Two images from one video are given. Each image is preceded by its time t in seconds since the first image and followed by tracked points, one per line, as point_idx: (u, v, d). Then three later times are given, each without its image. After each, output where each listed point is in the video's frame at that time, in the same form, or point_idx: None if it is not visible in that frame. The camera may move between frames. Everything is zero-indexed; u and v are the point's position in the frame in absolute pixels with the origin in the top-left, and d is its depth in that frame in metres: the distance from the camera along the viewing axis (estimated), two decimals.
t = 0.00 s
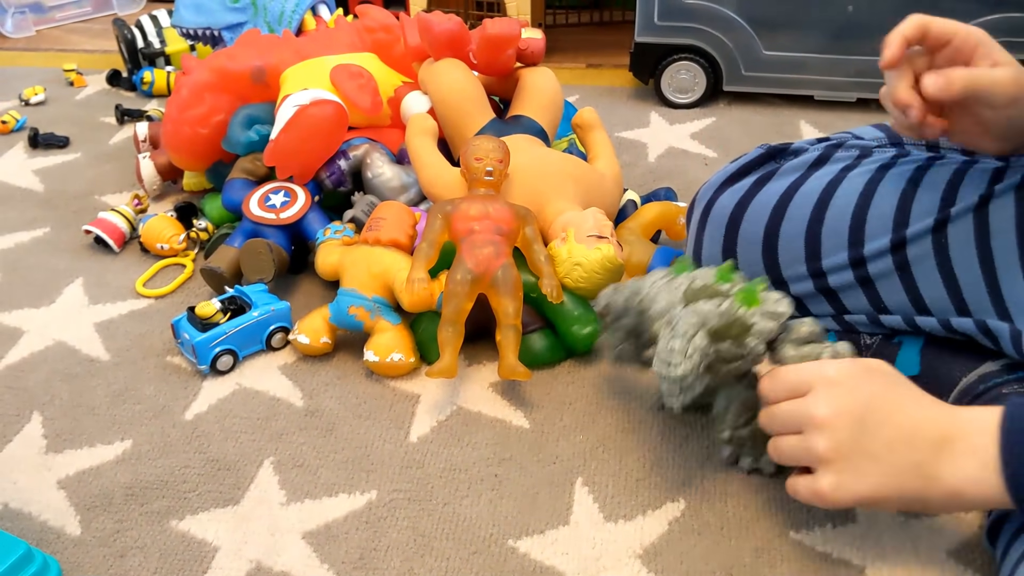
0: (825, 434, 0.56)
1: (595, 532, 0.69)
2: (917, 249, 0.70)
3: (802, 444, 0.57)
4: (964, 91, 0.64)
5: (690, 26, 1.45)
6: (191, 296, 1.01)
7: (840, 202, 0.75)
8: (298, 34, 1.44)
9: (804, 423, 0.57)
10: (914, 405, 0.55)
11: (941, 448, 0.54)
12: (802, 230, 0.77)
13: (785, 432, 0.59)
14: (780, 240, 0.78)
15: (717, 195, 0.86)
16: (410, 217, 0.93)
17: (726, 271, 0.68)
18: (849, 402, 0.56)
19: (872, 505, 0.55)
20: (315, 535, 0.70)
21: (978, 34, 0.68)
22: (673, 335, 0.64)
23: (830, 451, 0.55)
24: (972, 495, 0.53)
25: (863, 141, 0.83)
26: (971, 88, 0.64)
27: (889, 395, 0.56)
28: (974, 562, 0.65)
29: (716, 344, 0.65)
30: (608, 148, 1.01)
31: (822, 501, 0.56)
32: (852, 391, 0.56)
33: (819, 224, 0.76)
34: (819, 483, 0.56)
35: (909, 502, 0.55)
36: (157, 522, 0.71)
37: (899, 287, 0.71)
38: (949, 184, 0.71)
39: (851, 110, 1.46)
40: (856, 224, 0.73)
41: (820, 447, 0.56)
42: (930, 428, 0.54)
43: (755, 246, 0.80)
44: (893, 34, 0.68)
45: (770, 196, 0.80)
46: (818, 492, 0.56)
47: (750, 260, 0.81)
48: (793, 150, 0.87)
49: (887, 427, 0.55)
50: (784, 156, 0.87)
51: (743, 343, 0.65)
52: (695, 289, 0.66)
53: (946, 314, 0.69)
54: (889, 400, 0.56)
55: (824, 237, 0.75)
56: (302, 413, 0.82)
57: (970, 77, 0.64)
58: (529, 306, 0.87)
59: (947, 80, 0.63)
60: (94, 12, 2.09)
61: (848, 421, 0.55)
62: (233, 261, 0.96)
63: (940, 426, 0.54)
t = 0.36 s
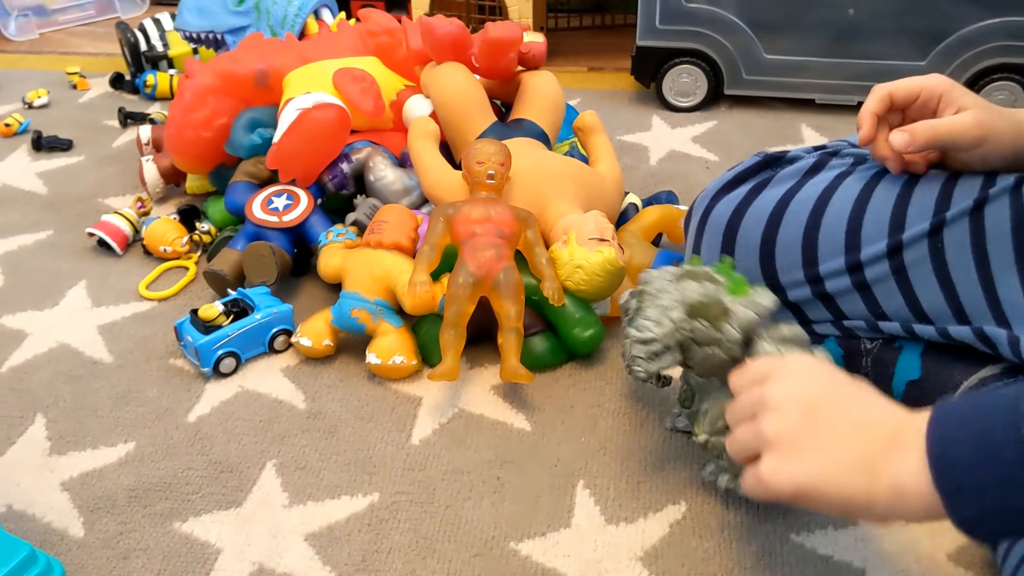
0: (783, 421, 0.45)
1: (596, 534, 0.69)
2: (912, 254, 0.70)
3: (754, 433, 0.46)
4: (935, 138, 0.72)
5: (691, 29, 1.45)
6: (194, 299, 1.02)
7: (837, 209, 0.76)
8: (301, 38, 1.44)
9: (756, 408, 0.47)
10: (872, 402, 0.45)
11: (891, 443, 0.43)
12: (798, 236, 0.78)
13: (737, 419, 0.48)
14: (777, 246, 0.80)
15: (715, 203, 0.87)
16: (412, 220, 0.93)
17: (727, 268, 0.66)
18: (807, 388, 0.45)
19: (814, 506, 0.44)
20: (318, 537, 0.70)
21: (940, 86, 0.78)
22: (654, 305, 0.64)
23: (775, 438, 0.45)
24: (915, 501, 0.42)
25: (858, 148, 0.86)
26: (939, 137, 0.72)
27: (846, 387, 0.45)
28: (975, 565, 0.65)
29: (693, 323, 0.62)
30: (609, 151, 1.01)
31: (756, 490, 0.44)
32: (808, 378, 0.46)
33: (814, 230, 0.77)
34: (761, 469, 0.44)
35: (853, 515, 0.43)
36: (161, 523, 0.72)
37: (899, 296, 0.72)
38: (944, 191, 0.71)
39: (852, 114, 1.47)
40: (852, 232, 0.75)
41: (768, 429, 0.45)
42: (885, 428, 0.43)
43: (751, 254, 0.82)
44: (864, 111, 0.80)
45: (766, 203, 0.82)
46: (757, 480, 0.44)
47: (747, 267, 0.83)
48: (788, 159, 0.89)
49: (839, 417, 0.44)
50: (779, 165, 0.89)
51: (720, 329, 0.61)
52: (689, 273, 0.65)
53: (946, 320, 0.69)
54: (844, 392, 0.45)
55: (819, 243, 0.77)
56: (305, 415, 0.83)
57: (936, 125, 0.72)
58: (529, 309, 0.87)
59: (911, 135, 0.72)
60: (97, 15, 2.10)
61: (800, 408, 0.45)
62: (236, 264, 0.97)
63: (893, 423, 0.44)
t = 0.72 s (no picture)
0: (602, 423, 0.44)
1: (598, 539, 0.69)
2: (911, 257, 0.74)
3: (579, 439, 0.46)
4: (931, 140, 0.73)
5: (693, 33, 1.45)
6: (196, 302, 1.02)
7: (835, 215, 0.79)
8: (304, 42, 1.44)
9: (575, 410, 0.46)
10: (701, 376, 0.44)
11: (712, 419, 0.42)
12: (795, 242, 0.81)
13: (561, 419, 0.47)
14: (776, 252, 0.82)
15: (714, 208, 0.88)
16: (414, 223, 0.94)
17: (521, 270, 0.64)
18: (618, 381, 0.45)
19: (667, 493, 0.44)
20: (319, 540, 0.70)
21: (936, 92, 0.79)
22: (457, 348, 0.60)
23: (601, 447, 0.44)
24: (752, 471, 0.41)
25: (857, 154, 0.87)
26: (933, 141, 0.74)
27: (660, 367, 0.45)
28: (977, 570, 0.65)
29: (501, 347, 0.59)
30: (612, 155, 1.01)
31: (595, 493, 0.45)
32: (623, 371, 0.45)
33: (814, 235, 0.79)
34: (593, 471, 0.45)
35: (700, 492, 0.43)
36: (162, 527, 0.72)
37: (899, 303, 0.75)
38: (942, 196, 0.74)
39: (855, 118, 1.47)
40: (851, 236, 0.77)
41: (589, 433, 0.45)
42: (705, 402, 0.43)
43: (750, 259, 0.83)
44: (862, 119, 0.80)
45: (764, 209, 0.83)
46: (593, 484, 0.45)
47: (746, 273, 0.83)
48: (788, 165, 0.89)
49: (657, 402, 0.44)
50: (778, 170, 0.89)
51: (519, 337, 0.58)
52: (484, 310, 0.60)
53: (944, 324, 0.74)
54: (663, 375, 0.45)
55: (818, 248, 0.79)
56: (306, 419, 0.83)
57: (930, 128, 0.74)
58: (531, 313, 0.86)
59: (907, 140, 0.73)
60: (100, 18, 2.11)
61: (613, 403, 0.44)
62: (237, 268, 0.97)
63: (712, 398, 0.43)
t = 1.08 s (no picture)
0: (640, 483, 0.46)
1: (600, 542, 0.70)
2: (910, 267, 0.74)
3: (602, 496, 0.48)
4: (921, 154, 0.73)
5: (695, 37, 1.46)
6: (198, 305, 1.02)
7: (833, 223, 0.79)
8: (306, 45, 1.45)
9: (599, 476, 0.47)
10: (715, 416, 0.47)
11: (744, 462, 0.46)
12: (795, 249, 0.81)
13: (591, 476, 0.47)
14: (774, 261, 0.82)
15: (712, 215, 0.88)
16: (415, 226, 0.94)
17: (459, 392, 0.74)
18: (651, 457, 0.46)
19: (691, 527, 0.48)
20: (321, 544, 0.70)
21: (925, 107, 0.80)
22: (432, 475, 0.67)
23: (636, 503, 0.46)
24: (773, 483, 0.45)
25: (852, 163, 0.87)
26: (923, 155, 0.74)
27: (686, 422, 0.47)
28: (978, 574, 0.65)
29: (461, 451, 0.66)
30: (613, 158, 1.02)
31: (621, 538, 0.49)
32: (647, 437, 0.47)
33: (813, 242, 0.80)
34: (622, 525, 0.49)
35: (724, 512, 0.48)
36: (164, 529, 0.72)
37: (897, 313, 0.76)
38: (938, 203, 0.75)
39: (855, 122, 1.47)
40: (849, 244, 0.77)
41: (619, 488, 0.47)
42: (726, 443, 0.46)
43: (749, 269, 0.83)
44: (855, 138, 0.80)
45: (762, 217, 0.83)
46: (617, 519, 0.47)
47: (744, 282, 0.84)
48: (784, 173, 0.89)
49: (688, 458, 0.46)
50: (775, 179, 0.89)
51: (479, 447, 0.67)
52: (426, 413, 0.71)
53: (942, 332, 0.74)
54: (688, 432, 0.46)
55: (817, 256, 0.79)
56: (308, 422, 0.83)
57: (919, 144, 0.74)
58: (533, 317, 0.88)
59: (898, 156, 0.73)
60: (103, 21, 2.11)
61: (649, 474, 0.46)
62: (239, 271, 0.97)
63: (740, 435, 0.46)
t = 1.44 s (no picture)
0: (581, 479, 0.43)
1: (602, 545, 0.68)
2: (914, 271, 0.74)
3: (549, 494, 0.44)
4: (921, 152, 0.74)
5: (696, 39, 1.46)
6: (199, 307, 1.02)
7: (836, 226, 0.79)
8: (308, 47, 1.45)
9: (544, 472, 0.44)
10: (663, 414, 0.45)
11: (688, 456, 0.43)
12: (798, 252, 0.80)
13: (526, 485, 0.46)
14: (777, 266, 0.82)
15: (713, 220, 0.88)
16: (416, 228, 0.94)
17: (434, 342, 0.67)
18: (591, 438, 0.44)
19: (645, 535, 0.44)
20: (322, 545, 0.70)
21: (927, 107, 0.80)
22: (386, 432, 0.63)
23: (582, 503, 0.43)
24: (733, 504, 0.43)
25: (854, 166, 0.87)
26: (924, 154, 0.74)
27: (630, 413, 0.45)
28: None
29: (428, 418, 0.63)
30: (615, 161, 1.01)
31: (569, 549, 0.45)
32: (594, 417, 0.44)
33: (815, 246, 0.79)
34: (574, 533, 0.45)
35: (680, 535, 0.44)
36: (165, 531, 0.72)
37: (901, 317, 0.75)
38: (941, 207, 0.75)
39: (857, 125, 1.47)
40: (852, 249, 0.77)
41: (566, 491, 0.43)
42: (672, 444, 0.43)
43: (752, 271, 0.83)
44: (857, 137, 0.81)
45: (765, 219, 0.83)
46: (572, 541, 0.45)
47: (748, 285, 0.84)
48: (787, 175, 0.89)
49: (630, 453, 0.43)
50: (777, 181, 0.89)
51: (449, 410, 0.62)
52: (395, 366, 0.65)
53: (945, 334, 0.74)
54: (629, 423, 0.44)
55: (820, 260, 0.79)
56: (309, 424, 0.83)
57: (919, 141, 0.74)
58: (535, 319, 0.87)
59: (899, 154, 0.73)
60: (105, 23, 2.12)
61: (589, 461, 0.43)
62: (241, 273, 0.97)
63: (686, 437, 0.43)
